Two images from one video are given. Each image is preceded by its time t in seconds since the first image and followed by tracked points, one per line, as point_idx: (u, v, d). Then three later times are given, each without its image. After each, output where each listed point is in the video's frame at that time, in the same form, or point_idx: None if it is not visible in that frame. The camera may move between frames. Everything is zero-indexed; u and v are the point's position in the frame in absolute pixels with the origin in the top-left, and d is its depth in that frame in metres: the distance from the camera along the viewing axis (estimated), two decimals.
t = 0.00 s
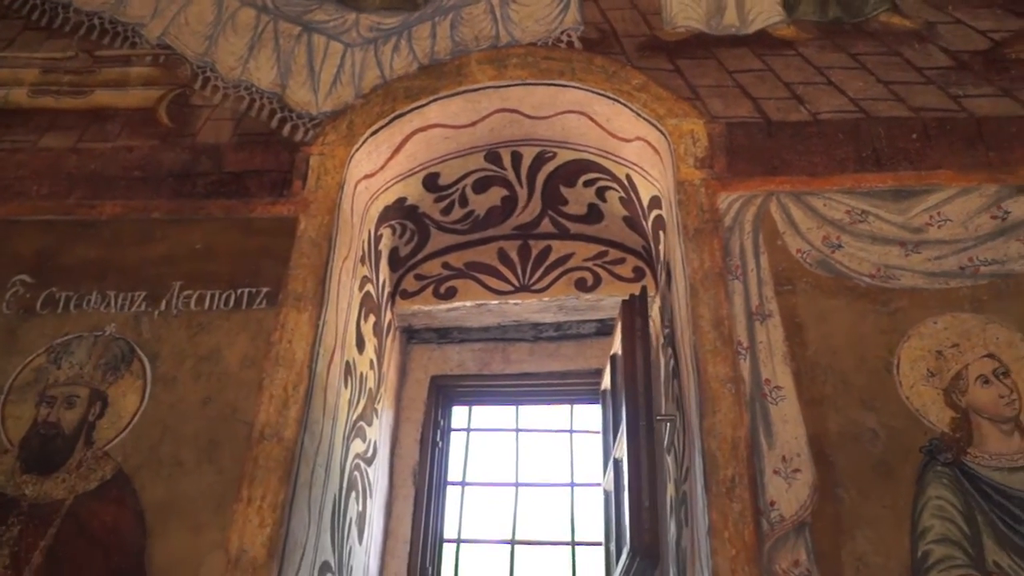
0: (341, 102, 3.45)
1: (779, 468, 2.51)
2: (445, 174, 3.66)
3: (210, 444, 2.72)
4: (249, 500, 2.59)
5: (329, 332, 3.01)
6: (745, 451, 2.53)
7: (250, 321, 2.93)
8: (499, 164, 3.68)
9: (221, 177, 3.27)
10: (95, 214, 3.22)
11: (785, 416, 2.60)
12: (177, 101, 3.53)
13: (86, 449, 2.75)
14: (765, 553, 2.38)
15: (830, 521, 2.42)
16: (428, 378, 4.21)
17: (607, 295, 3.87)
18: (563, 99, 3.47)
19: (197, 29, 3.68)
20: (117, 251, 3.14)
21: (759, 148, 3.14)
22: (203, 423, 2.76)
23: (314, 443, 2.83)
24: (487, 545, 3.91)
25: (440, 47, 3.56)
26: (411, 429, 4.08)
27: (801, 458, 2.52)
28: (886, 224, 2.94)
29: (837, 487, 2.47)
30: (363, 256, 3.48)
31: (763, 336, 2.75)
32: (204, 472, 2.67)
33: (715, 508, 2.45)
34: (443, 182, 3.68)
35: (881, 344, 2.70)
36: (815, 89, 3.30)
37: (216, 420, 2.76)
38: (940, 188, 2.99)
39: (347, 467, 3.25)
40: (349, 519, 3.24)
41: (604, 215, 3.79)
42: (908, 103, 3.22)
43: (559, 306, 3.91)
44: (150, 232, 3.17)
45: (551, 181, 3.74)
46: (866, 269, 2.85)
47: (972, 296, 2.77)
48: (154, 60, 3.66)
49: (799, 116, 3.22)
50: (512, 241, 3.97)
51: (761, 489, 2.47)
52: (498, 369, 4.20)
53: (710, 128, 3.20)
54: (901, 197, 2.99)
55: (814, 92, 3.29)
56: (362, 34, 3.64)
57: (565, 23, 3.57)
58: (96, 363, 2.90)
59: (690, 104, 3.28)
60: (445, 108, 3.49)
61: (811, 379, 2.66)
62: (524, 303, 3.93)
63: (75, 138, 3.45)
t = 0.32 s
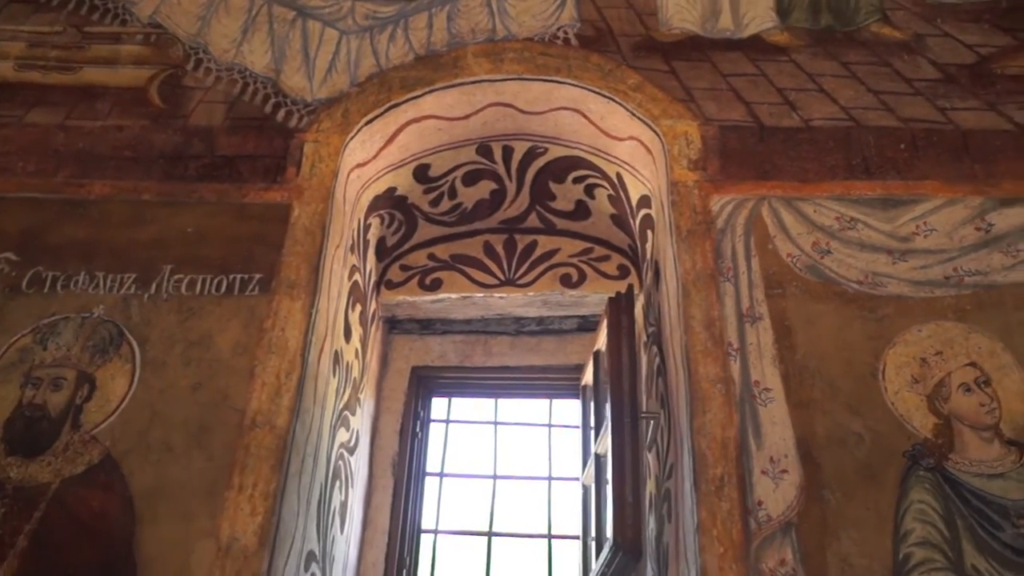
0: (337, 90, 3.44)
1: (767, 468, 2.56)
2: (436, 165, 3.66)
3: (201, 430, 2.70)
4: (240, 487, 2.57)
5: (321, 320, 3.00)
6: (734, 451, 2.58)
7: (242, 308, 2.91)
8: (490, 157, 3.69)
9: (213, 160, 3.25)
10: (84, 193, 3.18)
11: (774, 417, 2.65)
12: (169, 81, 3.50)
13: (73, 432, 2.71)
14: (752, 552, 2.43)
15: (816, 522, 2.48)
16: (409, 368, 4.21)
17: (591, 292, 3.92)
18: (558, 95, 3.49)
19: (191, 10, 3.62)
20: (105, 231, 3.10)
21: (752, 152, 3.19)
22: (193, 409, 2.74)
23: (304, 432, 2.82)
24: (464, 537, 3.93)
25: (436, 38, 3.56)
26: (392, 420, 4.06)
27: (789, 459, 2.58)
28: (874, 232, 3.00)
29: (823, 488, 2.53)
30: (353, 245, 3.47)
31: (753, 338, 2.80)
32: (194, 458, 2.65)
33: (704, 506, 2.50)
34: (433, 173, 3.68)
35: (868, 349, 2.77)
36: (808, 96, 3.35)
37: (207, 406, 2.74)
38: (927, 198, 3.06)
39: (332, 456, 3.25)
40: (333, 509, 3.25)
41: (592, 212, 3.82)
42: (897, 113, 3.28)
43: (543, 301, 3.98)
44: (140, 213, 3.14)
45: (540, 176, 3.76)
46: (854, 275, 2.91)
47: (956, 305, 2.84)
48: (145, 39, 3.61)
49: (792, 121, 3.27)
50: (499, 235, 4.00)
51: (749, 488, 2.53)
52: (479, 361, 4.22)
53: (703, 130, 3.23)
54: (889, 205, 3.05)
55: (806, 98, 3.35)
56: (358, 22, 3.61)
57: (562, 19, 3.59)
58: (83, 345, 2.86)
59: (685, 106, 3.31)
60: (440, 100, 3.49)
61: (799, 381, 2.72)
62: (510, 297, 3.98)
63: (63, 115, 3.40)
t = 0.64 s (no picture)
0: (330, 77, 3.42)
1: (753, 469, 2.61)
2: (426, 156, 3.66)
3: (189, 416, 2.66)
4: (227, 475, 2.54)
5: (310, 308, 2.98)
6: (721, 451, 2.62)
7: (232, 293, 2.89)
8: (480, 151, 3.70)
9: (204, 144, 3.22)
10: (71, 172, 3.13)
11: (760, 419, 2.70)
12: (160, 62, 3.46)
13: (57, 415, 2.66)
14: (738, 551, 2.48)
15: (800, 523, 2.53)
16: (389, 359, 4.21)
17: (574, 289, 3.96)
18: (552, 91, 3.50)
19: None
20: (92, 210, 3.05)
21: (743, 155, 3.23)
22: (180, 394, 2.70)
23: (292, 420, 2.82)
24: (440, 528, 3.95)
25: (431, 29, 3.56)
26: (371, 411, 4.04)
27: (774, 460, 2.63)
28: (859, 240, 3.06)
29: (807, 490, 2.59)
30: (341, 234, 3.46)
31: (741, 340, 2.84)
32: (181, 444, 2.61)
33: (691, 505, 2.54)
34: (423, 164, 3.68)
35: (852, 354, 2.82)
36: (798, 103, 3.40)
37: (195, 391, 2.70)
38: (912, 208, 3.12)
39: (315, 444, 3.24)
40: (316, 496, 3.26)
41: (578, 209, 3.84)
42: (884, 123, 3.34)
43: (526, 295, 4.02)
44: (129, 194, 3.09)
45: (529, 171, 3.76)
46: (840, 281, 2.97)
47: (938, 314, 2.90)
48: (135, 17, 3.56)
49: (782, 128, 3.32)
50: (484, 228, 3.97)
51: (735, 488, 2.57)
52: (460, 354, 4.22)
53: (695, 132, 3.27)
54: (876, 214, 3.11)
55: (796, 105, 3.39)
56: (353, 10, 3.59)
57: (557, 16, 3.60)
58: (69, 326, 2.81)
59: (678, 108, 3.35)
60: (434, 92, 3.49)
61: (785, 384, 2.77)
62: (493, 290, 4.02)
63: (49, 90, 3.34)
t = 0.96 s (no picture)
0: (323, 65, 3.40)
1: (737, 470, 2.64)
2: (414, 148, 3.64)
3: (174, 401, 2.63)
4: (212, 462, 2.52)
5: (298, 296, 2.96)
6: (706, 452, 2.65)
7: (219, 279, 2.86)
8: (468, 144, 3.68)
9: (194, 127, 3.18)
10: (57, 150, 3.08)
11: (745, 420, 2.73)
12: (149, 42, 3.41)
13: (39, 397, 2.63)
14: (721, 551, 2.51)
15: (782, 525, 2.57)
16: (367, 350, 4.19)
17: (556, 286, 3.99)
18: (544, 88, 3.50)
19: None
20: (78, 190, 3.00)
21: (732, 159, 3.26)
22: (165, 379, 2.67)
23: (278, 409, 2.81)
24: (415, 521, 3.98)
25: (425, 21, 3.54)
26: (349, 400, 4.04)
27: (758, 462, 2.66)
28: (845, 247, 3.10)
29: (789, 493, 2.63)
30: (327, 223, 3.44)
31: (728, 342, 2.87)
32: (165, 429, 2.58)
33: (676, 504, 2.57)
34: (410, 156, 3.66)
35: (836, 360, 2.87)
36: (787, 109, 3.44)
37: (180, 376, 2.67)
38: (897, 218, 3.17)
39: (297, 432, 3.23)
40: (296, 486, 3.25)
41: (563, 207, 3.84)
42: (871, 133, 3.39)
43: (509, 290, 4.06)
44: (115, 175, 3.05)
45: (516, 167, 3.76)
46: (825, 287, 3.01)
47: (920, 323, 2.96)
48: None
49: (771, 133, 3.35)
50: (468, 223, 3.96)
51: (720, 489, 2.60)
52: (439, 347, 4.22)
53: (686, 135, 3.29)
54: (861, 222, 3.15)
55: (786, 112, 3.43)
56: None
57: (551, 13, 3.62)
58: (53, 308, 2.77)
59: (669, 110, 3.37)
60: (426, 84, 3.47)
61: (770, 386, 2.80)
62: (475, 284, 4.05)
63: (36, 67, 3.28)
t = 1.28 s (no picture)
0: (315, 53, 3.37)
1: (722, 471, 2.67)
2: (402, 140, 3.63)
3: (160, 387, 2.60)
4: (199, 449, 2.49)
5: (286, 285, 2.93)
6: (692, 452, 2.67)
7: (208, 264, 2.83)
8: (455, 139, 3.68)
9: (183, 110, 3.14)
10: (43, 129, 3.02)
11: (730, 423, 2.76)
12: (138, 22, 3.36)
13: (22, 379, 2.59)
14: (705, 551, 2.54)
15: (764, 527, 2.61)
16: (345, 342, 4.17)
17: (538, 283, 3.99)
18: (535, 86, 3.50)
19: None
20: (65, 170, 2.96)
21: (722, 164, 3.28)
22: (152, 364, 2.64)
23: (264, 399, 2.79)
24: (391, 514, 3.98)
25: (419, 13, 3.53)
26: (326, 392, 4.02)
27: (742, 464, 2.69)
28: (829, 254, 3.14)
29: (772, 495, 2.66)
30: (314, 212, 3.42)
31: (714, 344, 2.90)
32: (151, 415, 2.55)
33: (661, 504, 2.59)
34: (398, 149, 3.65)
35: (819, 366, 2.91)
36: (776, 116, 3.47)
37: (167, 362, 2.64)
38: (881, 227, 3.22)
39: (279, 422, 3.21)
40: (276, 476, 3.23)
41: (548, 204, 3.85)
42: (857, 142, 3.43)
43: (491, 287, 4.04)
44: (103, 156, 3.00)
45: (502, 163, 3.76)
46: (810, 293, 3.05)
47: (901, 332, 3.01)
48: None
49: (759, 139, 3.38)
50: (452, 217, 3.97)
51: (704, 489, 2.63)
52: (417, 341, 4.20)
53: (676, 137, 3.31)
54: (845, 231, 3.20)
55: (774, 118, 3.46)
56: None
57: (544, 11, 3.62)
58: (37, 289, 2.73)
59: (660, 112, 3.38)
60: (417, 76, 3.46)
61: (754, 390, 2.84)
62: (458, 279, 4.03)
63: (22, 43, 3.22)
